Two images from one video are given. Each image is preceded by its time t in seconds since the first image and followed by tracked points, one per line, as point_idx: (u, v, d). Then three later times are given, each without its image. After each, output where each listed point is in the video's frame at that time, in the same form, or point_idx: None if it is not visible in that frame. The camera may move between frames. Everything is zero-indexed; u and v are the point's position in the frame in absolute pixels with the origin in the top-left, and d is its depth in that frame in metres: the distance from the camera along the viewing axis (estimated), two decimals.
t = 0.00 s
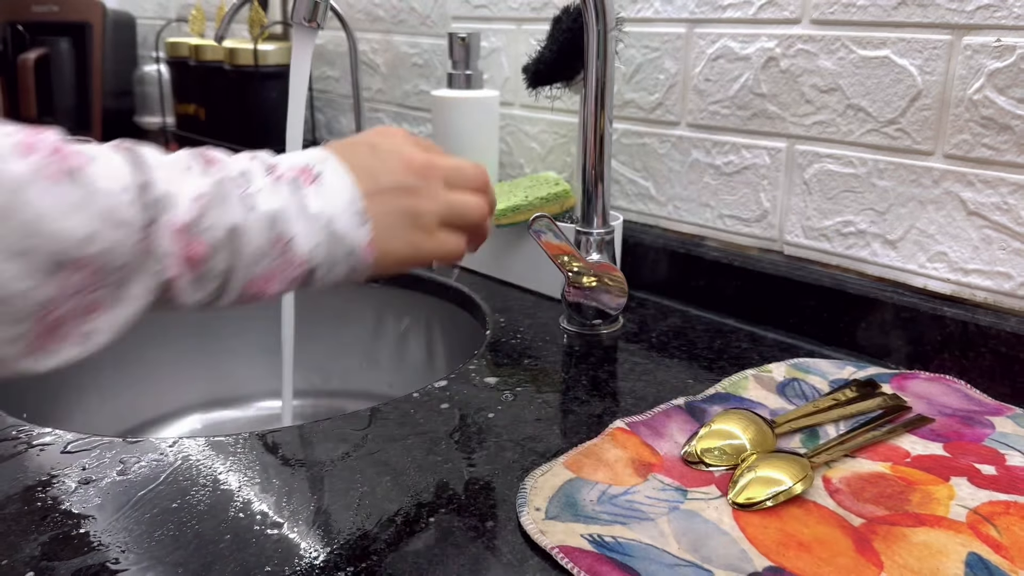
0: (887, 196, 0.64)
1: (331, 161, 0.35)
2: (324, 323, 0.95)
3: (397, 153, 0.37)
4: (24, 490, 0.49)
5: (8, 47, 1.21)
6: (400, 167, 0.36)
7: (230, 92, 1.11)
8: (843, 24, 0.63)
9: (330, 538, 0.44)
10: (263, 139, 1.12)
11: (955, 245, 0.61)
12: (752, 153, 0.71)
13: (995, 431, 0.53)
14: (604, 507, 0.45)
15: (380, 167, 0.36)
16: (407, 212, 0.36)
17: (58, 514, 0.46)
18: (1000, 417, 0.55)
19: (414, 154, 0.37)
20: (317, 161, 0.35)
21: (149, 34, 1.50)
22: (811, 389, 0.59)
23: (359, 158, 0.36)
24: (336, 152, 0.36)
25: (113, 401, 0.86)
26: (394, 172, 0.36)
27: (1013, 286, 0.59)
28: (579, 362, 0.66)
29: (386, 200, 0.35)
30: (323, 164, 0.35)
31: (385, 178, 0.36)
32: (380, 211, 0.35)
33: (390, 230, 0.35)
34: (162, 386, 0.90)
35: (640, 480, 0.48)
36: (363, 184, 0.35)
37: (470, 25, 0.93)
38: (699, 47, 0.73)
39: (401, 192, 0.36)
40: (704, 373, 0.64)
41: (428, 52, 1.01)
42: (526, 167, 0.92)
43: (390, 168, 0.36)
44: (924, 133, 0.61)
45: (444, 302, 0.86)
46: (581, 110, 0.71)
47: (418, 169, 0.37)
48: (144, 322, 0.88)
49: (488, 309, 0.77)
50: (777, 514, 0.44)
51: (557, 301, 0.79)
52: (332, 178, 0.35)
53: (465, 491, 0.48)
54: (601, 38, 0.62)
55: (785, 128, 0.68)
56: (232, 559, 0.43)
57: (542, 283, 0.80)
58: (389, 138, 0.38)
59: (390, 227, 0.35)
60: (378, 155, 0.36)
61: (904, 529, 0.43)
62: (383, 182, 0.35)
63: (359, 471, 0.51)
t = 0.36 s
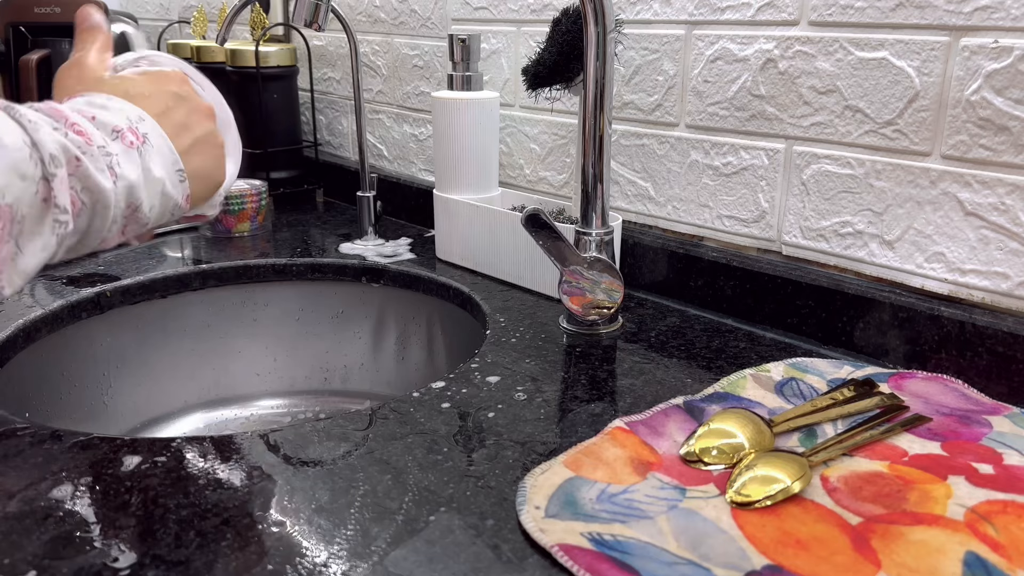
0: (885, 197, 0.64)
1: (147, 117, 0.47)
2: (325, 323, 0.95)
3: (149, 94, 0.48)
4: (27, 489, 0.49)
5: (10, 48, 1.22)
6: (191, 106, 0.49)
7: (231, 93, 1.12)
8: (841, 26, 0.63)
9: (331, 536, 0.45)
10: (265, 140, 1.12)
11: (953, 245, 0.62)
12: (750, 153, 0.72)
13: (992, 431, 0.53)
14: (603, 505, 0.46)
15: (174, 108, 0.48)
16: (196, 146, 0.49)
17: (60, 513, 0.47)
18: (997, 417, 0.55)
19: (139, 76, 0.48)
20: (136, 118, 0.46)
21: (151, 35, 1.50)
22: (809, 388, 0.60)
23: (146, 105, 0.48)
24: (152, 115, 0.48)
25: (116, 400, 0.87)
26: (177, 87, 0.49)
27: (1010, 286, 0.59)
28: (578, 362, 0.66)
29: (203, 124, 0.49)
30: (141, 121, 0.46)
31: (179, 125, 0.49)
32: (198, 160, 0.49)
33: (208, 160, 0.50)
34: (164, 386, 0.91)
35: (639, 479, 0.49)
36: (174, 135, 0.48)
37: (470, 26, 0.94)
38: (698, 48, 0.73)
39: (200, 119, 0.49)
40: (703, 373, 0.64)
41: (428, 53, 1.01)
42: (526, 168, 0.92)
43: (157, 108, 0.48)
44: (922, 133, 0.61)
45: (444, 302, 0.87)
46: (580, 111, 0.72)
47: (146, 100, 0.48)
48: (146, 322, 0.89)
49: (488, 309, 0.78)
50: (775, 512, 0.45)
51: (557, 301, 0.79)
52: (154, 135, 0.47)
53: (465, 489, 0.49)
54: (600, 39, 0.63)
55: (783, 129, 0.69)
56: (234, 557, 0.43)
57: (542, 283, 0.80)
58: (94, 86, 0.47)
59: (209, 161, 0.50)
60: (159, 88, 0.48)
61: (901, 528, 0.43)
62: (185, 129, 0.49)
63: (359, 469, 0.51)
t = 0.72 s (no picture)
0: (885, 197, 0.64)
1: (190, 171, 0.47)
2: (325, 323, 0.95)
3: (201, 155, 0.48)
4: (27, 489, 0.49)
5: (10, 48, 1.22)
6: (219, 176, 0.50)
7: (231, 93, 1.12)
8: (841, 26, 0.63)
9: (331, 536, 0.44)
10: (265, 139, 1.12)
11: (953, 245, 0.62)
12: (750, 153, 0.71)
13: (992, 431, 0.53)
14: (603, 505, 0.46)
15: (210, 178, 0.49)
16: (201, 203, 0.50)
17: (60, 513, 0.47)
18: (997, 417, 0.55)
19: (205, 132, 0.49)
20: (184, 166, 0.47)
21: (151, 36, 1.50)
22: (809, 389, 0.60)
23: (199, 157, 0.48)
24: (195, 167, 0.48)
25: (116, 401, 0.87)
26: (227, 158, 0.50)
27: (1010, 286, 0.59)
28: (578, 362, 0.66)
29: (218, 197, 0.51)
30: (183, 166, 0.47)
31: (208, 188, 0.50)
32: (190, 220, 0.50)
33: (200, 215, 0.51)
34: (164, 387, 0.91)
35: (639, 479, 0.49)
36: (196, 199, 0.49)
37: (470, 26, 0.94)
38: (698, 48, 0.73)
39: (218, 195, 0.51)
40: (703, 373, 0.64)
41: (428, 53, 1.01)
42: (526, 167, 0.92)
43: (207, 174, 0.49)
44: (921, 133, 0.61)
45: (444, 302, 0.87)
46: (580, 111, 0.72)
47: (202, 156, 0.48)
48: (147, 322, 0.89)
49: (488, 309, 0.78)
50: (775, 512, 0.45)
51: (557, 301, 0.79)
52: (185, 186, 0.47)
53: (465, 489, 0.49)
54: (600, 39, 0.63)
55: (783, 129, 0.69)
56: (234, 557, 0.43)
57: (542, 283, 0.80)
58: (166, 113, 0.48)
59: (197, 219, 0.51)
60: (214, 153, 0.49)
61: (901, 528, 0.43)
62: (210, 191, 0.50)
63: (360, 469, 0.51)
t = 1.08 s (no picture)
0: (885, 197, 0.64)
1: (153, 175, 0.42)
2: (325, 323, 0.95)
3: (185, 172, 0.43)
4: (26, 489, 0.49)
5: (10, 48, 1.22)
6: (202, 208, 0.44)
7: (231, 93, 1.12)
8: (841, 26, 0.63)
9: (331, 536, 0.45)
10: (265, 139, 1.12)
11: (953, 245, 0.62)
12: (750, 153, 0.71)
13: (992, 431, 0.53)
14: (603, 505, 0.46)
15: (183, 198, 0.43)
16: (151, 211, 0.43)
17: (60, 514, 0.47)
18: (997, 417, 0.55)
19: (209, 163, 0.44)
20: (142, 161, 0.42)
21: (151, 36, 1.50)
22: (809, 389, 0.60)
23: (172, 166, 0.42)
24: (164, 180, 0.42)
25: (116, 401, 0.87)
26: (214, 187, 0.44)
27: (1010, 286, 0.59)
28: (578, 362, 0.66)
29: (189, 228, 0.44)
30: (143, 162, 0.42)
31: (176, 206, 0.43)
32: (147, 236, 0.44)
33: (161, 240, 0.44)
34: (165, 386, 0.91)
35: (640, 479, 0.49)
36: (152, 207, 0.43)
37: (470, 26, 0.94)
38: (698, 48, 0.73)
39: (188, 221, 0.44)
40: (702, 373, 0.64)
41: (428, 53, 1.01)
42: (526, 167, 0.92)
43: (181, 188, 0.43)
44: (921, 133, 0.61)
45: (444, 302, 0.87)
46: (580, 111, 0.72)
47: (176, 164, 0.43)
48: (146, 322, 0.89)
49: (488, 309, 0.78)
50: (775, 513, 0.45)
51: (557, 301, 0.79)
52: (142, 182, 0.42)
53: (465, 489, 0.49)
54: (600, 39, 0.63)
55: (783, 129, 0.69)
56: (235, 557, 0.43)
57: (542, 283, 0.80)
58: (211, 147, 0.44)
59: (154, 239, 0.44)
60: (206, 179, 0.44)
61: (901, 528, 0.43)
62: (175, 214, 0.44)
63: (360, 469, 0.51)
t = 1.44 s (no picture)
0: (885, 197, 0.64)
1: (115, 102, 0.44)
2: (324, 323, 0.95)
3: (140, 78, 0.45)
4: (27, 489, 0.49)
5: (10, 48, 1.22)
6: (175, 103, 0.45)
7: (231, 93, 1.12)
8: (841, 26, 0.63)
9: (331, 536, 0.44)
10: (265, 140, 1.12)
11: (953, 245, 0.62)
12: (750, 153, 0.71)
13: (992, 431, 0.53)
14: (603, 505, 0.46)
15: (144, 103, 0.45)
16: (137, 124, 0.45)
17: (60, 513, 0.47)
18: (997, 417, 0.55)
19: (162, 61, 0.45)
20: (103, 101, 0.44)
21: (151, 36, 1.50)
22: (809, 389, 0.60)
23: (126, 85, 0.44)
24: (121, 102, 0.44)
25: (117, 401, 0.87)
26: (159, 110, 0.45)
27: (1010, 286, 0.59)
28: (578, 362, 0.66)
29: (181, 124, 0.45)
30: (105, 101, 0.44)
31: (156, 113, 0.45)
32: (147, 151, 0.45)
33: (165, 152, 0.46)
34: (165, 386, 0.91)
35: (639, 479, 0.49)
36: (135, 127, 0.45)
37: (470, 26, 0.94)
38: (698, 48, 0.73)
39: (175, 119, 0.45)
40: (703, 373, 0.64)
41: (428, 53, 1.01)
42: (526, 167, 0.92)
43: (149, 94, 0.45)
44: (922, 133, 0.61)
45: (444, 302, 0.87)
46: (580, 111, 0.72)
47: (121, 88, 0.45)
48: (147, 322, 0.89)
49: (488, 309, 0.78)
50: (775, 513, 0.45)
51: (557, 301, 0.79)
52: (114, 121, 0.44)
53: (465, 489, 0.49)
54: (600, 39, 0.63)
55: (783, 129, 0.69)
56: (235, 557, 0.43)
57: (542, 283, 0.80)
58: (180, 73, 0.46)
59: (156, 148, 0.45)
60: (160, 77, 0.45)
61: (901, 528, 0.43)
62: (157, 118, 0.45)
63: (359, 469, 0.51)
